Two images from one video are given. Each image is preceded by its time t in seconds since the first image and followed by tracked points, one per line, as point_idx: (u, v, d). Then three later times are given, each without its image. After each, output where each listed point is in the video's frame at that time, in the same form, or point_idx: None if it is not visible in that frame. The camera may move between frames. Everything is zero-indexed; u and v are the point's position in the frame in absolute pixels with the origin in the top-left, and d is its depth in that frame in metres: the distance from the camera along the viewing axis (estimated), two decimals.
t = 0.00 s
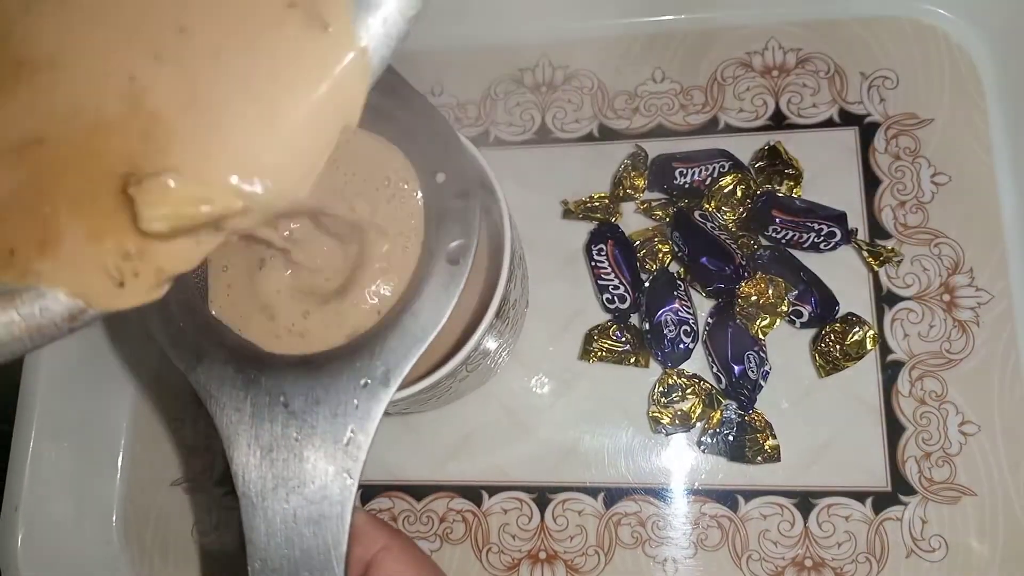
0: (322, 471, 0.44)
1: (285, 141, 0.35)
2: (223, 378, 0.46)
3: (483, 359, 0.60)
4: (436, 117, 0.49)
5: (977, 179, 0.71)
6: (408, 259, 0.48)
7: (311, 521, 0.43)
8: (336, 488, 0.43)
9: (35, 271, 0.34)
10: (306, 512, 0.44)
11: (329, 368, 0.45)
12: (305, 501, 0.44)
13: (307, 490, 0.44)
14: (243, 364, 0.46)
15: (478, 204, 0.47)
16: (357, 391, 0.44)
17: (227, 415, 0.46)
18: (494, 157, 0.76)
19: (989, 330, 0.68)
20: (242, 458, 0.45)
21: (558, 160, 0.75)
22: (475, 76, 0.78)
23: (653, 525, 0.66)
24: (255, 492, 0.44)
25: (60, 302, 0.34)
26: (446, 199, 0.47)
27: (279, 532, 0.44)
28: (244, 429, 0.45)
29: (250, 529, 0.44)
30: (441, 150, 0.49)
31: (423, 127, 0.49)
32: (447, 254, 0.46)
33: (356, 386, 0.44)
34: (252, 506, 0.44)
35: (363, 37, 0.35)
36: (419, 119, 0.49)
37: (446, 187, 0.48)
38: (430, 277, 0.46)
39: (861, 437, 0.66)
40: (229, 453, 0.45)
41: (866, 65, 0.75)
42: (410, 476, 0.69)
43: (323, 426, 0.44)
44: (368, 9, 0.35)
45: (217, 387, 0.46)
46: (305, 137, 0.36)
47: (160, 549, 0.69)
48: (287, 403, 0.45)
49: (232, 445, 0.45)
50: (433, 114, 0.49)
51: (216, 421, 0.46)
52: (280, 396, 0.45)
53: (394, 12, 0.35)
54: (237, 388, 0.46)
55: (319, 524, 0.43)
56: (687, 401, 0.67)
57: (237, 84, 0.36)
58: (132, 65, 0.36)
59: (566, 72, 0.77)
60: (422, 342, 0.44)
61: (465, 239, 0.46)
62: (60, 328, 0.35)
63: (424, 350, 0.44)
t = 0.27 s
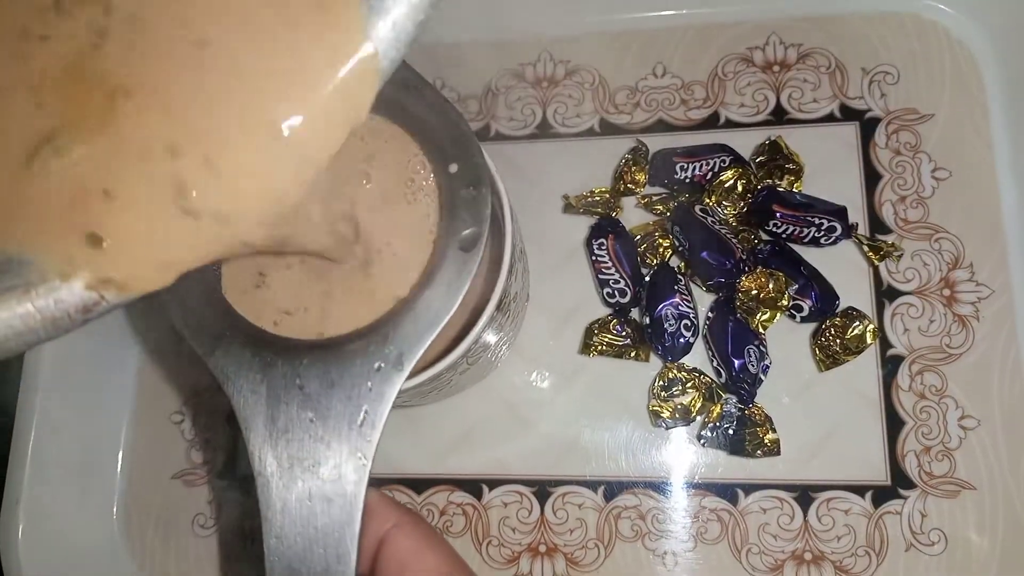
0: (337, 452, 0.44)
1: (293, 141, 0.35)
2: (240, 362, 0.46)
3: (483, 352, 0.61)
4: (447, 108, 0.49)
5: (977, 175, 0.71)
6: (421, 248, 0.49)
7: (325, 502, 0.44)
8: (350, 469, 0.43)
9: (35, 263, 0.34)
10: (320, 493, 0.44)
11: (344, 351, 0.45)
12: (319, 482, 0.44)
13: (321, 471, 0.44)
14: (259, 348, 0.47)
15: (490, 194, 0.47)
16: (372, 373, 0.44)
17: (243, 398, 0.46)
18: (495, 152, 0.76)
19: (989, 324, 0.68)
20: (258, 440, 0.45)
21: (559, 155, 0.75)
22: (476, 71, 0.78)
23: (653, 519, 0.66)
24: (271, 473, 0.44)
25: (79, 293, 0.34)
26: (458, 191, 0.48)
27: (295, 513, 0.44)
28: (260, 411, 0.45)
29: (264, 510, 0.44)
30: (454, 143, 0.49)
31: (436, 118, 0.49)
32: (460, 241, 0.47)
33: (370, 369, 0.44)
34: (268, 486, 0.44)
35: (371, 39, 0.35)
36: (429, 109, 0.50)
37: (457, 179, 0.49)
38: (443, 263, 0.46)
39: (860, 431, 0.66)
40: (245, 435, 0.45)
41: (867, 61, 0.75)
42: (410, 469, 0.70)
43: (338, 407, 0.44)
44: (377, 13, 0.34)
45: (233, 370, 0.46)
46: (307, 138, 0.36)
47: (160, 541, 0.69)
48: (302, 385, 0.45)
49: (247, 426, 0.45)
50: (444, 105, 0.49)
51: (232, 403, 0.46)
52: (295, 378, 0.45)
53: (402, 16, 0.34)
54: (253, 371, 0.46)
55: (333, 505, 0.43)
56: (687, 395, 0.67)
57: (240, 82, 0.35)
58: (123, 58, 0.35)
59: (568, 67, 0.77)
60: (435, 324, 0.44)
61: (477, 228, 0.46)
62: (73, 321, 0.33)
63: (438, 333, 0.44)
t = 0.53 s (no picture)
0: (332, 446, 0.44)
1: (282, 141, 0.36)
2: (234, 359, 0.46)
3: (484, 354, 0.61)
4: (433, 102, 0.49)
5: (976, 176, 0.71)
6: (416, 246, 0.49)
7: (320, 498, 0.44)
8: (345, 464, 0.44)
9: (25, 262, 0.34)
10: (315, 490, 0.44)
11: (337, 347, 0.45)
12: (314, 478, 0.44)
13: (315, 466, 0.44)
14: (253, 345, 0.46)
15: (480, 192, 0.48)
16: (366, 368, 0.44)
17: (237, 394, 0.46)
18: (495, 154, 0.76)
19: (987, 326, 0.68)
20: (253, 436, 0.45)
21: (559, 157, 0.75)
22: (476, 73, 0.78)
23: (653, 520, 0.67)
24: (266, 468, 0.44)
25: (62, 290, 0.34)
26: (449, 186, 0.48)
27: (290, 507, 0.44)
28: (254, 407, 0.45)
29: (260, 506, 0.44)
30: (441, 136, 0.49)
31: (423, 113, 0.50)
32: (451, 237, 0.46)
33: (364, 364, 0.44)
34: (264, 481, 0.44)
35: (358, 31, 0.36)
36: (418, 106, 0.50)
37: (448, 175, 0.49)
38: (435, 257, 0.46)
39: (860, 433, 0.66)
40: (240, 430, 0.46)
41: (866, 62, 0.75)
42: (412, 472, 0.70)
43: (332, 402, 0.44)
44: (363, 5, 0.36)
45: (228, 366, 0.46)
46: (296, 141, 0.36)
47: (161, 545, 0.69)
48: (296, 380, 0.45)
49: (242, 421, 0.45)
50: (431, 99, 0.49)
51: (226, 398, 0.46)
52: (289, 373, 0.45)
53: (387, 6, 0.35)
54: (248, 367, 0.46)
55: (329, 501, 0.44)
56: (687, 396, 0.67)
57: (231, 89, 0.36)
58: (117, 66, 0.36)
59: (567, 69, 0.77)
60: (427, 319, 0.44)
61: (467, 225, 0.46)
62: (56, 316, 0.34)
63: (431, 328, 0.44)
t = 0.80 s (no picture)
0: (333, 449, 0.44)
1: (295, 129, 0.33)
2: (236, 360, 0.46)
3: (488, 351, 0.61)
4: (439, 105, 0.50)
5: (980, 176, 0.71)
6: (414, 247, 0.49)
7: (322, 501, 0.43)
8: (347, 466, 0.43)
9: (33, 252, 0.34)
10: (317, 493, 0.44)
11: (340, 348, 0.45)
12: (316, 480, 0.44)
13: (317, 468, 0.44)
14: (256, 346, 0.47)
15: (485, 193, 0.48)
16: (369, 369, 0.44)
17: (239, 395, 0.46)
18: (499, 151, 0.76)
19: (991, 325, 0.68)
20: (255, 438, 0.45)
21: (563, 154, 0.75)
22: (480, 70, 0.78)
23: (656, 518, 0.66)
24: (267, 471, 0.44)
25: (66, 304, 0.31)
26: (452, 186, 0.48)
27: (291, 509, 0.44)
28: (256, 409, 0.45)
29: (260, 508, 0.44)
30: (445, 138, 0.49)
31: (427, 115, 0.50)
32: (456, 238, 0.47)
33: (366, 365, 0.44)
34: (264, 483, 0.44)
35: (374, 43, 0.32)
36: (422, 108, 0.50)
37: (452, 176, 0.49)
38: (440, 259, 0.46)
39: (863, 432, 0.66)
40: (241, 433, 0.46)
41: (870, 61, 0.75)
42: (414, 468, 0.70)
43: (334, 404, 0.44)
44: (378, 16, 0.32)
45: (230, 368, 0.46)
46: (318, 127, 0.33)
47: (163, 541, 0.69)
48: (299, 381, 0.45)
49: (244, 423, 0.45)
50: (438, 102, 0.50)
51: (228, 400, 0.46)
52: (291, 375, 0.45)
53: (405, 19, 0.32)
54: (250, 369, 0.46)
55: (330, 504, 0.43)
56: (691, 394, 0.67)
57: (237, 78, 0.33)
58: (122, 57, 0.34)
59: (571, 67, 0.77)
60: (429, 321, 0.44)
61: (472, 226, 0.47)
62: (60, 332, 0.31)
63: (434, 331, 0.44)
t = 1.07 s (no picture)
0: (339, 467, 0.44)
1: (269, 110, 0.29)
2: (240, 377, 0.47)
3: (490, 356, 0.61)
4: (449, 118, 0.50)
5: (984, 179, 0.71)
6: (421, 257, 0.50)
7: (329, 518, 0.44)
8: (353, 483, 0.44)
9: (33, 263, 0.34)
10: (323, 509, 0.44)
11: (345, 366, 0.45)
12: (322, 497, 0.44)
13: (323, 485, 0.44)
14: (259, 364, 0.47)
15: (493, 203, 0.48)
16: (374, 386, 0.44)
17: (243, 412, 0.46)
18: (500, 154, 0.75)
19: (996, 329, 0.68)
20: (258, 454, 0.45)
21: (565, 157, 0.74)
22: (481, 73, 0.78)
23: (659, 524, 0.66)
24: (270, 488, 0.44)
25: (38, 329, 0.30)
26: (461, 199, 0.49)
27: (295, 528, 0.44)
28: (261, 425, 0.45)
29: (265, 525, 0.44)
30: (455, 148, 0.50)
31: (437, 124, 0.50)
32: (463, 252, 0.47)
33: (373, 382, 0.45)
34: (269, 502, 0.44)
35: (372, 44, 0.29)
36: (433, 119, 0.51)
37: (461, 186, 0.49)
38: (447, 274, 0.46)
39: (867, 437, 0.66)
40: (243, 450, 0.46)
41: (874, 64, 0.74)
42: (415, 473, 0.69)
43: (340, 421, 0.44)
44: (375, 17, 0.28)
45: (233, 384, 0.46)
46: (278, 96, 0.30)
47: (162, 547, 0.68)
48: (304, 398, 0.45)
49: (248, 439, 0.45)
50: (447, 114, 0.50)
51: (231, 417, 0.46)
52: (296, 391, 0.45)
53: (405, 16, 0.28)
54: (253, 385, 0.46)
55: (337, 521, 0.44)
56: (694, 399, 0.67)
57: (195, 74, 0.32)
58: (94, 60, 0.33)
59: (573, 69, 0.77)
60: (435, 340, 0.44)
61: (481, 237, 0.47)
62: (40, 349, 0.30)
63: (441, 347, 0.45)
